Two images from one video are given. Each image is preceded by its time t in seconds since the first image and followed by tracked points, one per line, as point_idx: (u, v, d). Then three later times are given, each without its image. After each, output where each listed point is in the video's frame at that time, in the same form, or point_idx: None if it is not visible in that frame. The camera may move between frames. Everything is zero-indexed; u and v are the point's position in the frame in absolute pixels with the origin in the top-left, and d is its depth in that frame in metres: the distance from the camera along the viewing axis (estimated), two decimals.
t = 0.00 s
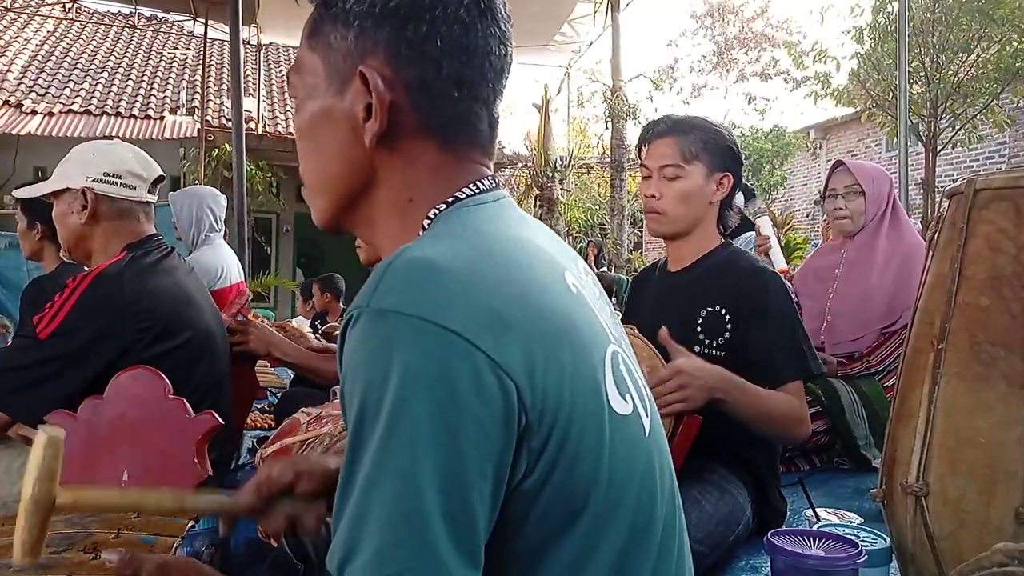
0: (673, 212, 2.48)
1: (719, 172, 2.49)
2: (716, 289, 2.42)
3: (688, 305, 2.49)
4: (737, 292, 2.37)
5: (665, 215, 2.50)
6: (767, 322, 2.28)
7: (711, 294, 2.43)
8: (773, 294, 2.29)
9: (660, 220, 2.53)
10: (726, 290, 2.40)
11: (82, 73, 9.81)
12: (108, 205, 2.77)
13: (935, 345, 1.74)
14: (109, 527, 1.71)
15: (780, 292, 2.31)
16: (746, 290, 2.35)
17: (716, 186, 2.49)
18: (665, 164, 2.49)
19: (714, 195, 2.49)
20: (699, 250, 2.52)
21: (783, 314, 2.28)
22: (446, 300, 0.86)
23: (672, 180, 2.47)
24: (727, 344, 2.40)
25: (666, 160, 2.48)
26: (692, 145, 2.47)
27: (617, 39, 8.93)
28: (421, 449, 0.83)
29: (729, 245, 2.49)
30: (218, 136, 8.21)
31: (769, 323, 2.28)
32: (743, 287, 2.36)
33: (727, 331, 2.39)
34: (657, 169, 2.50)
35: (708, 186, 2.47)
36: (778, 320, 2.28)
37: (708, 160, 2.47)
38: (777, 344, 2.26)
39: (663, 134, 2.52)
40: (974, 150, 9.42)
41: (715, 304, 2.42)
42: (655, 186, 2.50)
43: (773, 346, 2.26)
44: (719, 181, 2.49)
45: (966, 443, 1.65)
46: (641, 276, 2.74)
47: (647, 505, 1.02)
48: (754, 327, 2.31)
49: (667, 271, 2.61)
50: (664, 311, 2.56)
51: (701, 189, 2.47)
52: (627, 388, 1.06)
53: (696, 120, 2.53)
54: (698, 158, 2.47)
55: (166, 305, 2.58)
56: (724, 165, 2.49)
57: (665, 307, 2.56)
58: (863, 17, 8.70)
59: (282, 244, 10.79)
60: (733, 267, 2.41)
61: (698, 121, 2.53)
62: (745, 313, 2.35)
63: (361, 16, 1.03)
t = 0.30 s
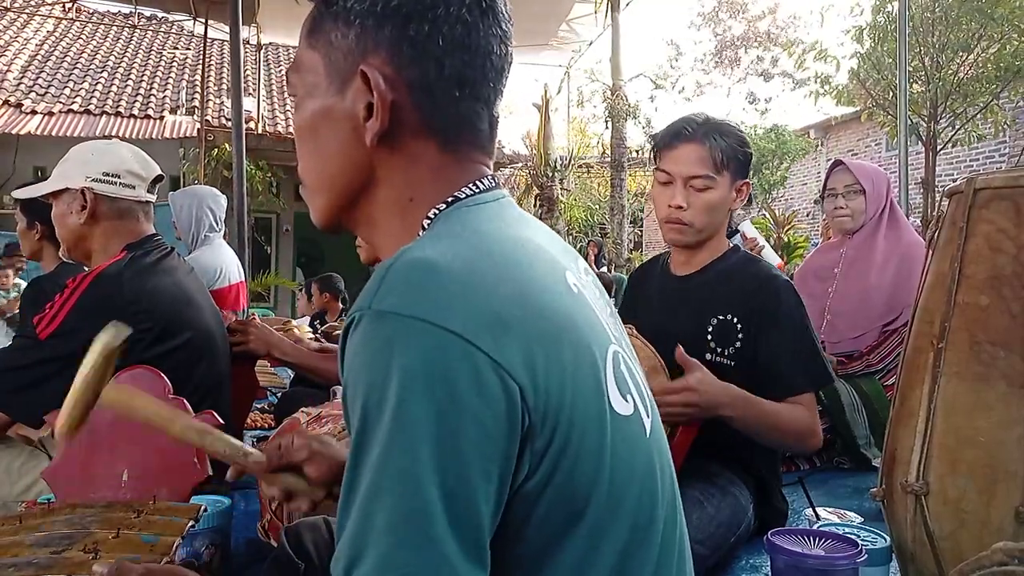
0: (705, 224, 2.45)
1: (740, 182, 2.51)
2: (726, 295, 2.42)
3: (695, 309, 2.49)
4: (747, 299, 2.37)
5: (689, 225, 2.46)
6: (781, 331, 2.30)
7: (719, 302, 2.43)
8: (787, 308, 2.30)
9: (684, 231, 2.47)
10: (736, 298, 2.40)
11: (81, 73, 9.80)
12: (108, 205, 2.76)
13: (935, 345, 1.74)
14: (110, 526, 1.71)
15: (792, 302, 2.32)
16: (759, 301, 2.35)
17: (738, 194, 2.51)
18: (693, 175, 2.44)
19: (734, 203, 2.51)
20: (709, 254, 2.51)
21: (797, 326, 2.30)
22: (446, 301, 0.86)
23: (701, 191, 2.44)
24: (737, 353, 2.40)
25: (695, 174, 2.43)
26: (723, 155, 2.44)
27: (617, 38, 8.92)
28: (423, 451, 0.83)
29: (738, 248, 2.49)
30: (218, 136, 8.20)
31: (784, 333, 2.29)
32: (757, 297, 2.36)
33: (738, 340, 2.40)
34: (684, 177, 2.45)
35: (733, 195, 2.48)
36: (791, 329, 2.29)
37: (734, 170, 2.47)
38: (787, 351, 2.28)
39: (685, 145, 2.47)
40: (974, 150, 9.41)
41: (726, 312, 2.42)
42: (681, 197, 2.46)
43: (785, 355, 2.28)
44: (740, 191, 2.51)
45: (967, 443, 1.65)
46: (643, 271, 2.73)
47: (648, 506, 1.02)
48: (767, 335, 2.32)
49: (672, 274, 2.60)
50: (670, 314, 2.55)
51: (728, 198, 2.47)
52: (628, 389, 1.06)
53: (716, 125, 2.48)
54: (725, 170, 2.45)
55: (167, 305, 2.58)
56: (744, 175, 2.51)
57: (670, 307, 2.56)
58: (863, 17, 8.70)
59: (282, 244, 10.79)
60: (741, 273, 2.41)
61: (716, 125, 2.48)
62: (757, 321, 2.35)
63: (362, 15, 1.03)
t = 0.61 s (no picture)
0: (687, 229, 2.47)
1: (728, 185, 2.47)
2: (721, 299, 2.42)
3: (691, 312, 2.49)
4: (742, 304, 2.36)
5: (672, 229, 2.49)
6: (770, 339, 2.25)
7: (715, 307, 2.43)
8: (778, 314, 2.27)
9: (667, 236, 2.51)
10: (731, 303, 2.39)
11: (82, 73, 9.81)
12: (104, 206, 2.77)
13: (935, 345, 1.74)
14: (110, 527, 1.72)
15: (784, 308, 2.29)
16: (751, 304, 2.34)
17: (725, 198, 2.47)
18: (672, 181, 2.46)
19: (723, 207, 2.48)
20: (706, 259, 2.52)
21: (781, 332, 2.25)
22: (455, 303, 0.86)
23: (677, 198, 2.46)
24: (734, 359, 2.39)
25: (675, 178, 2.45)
26: (699, 160, 2.44)
27: (617, 39, 8.92)
28: (432, 452, 0.83)
29: (737, 252, 2.49)
30: (218, 136, 8.20)
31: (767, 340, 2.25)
32: (749, 301, 2.35)
33: (733, 345, 2.38)
34: (663, 184, 2.48)
35: (717, 200, 2.46)
36: (778, 335, 2.25)
37: (717, 173, 2.45)
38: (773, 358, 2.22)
39: (663, 150, 2.49)
40: (974, 150, 9.42)
41: (720, 318, 2.41)
42: (659, 203, 2.50)
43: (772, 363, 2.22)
44: (728, 193, 2.48)
45: (967, 444, 1.65)
46: (641, 276, 2.76)
47: (653, 509, 1.02)
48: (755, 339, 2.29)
49: (671, 278, 2.61)
50: (668, 318, 2.57)
51: (711, 203, 2.46)
52: (632, 390, 1.06)
53: (695, 127, 2.48)
54: (706, 173, 2.44)
55: (165, 303, 2.58)
56: (733, 177, 2.48)
57: (666, 313, 2.58)
58: (864, 17, 8.71)
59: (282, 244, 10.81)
60: (739, 277, 2.41)
61: (698, 129, 2.47)
62: (749, 325, 2.33)
63: (363, 15, 1.03)
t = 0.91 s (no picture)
0: (648, 222, 2.52)
1: (679, 172, 2.47)
2: (710, 291, 2.43)
3: (684, 309, 2.51)
4: (728, 294, 2.38)
5: (640, 225, 2.55)
6: (756, 327, 2.26)
7: (704, 299, 2.44)
8: (764, 300, 2.28)
9: (665, 234, 2.52)
10: (719, 293, 2.41)
11: (82, 73, 9.81)
12: (96, 207, 2.76)
13: (935, 345, 1.74)
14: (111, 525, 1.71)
15: (770, 294, 2.29)
16: (740, 293, 2.34)
17: (680, 187, 2.47)
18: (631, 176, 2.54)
19: (680, 197, 2.48)
20: (692, 255, 2.55)
21: (767, 320, 2.25)
22: (447, 305, 0.86)
23: (636, 191, 2.52)
24: (725, 347, 2.40)
25: (631, 174, 2.53)
26: (645, 155, 2.49)
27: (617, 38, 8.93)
28: (423, 454, 0.83)
29: (725, 249, 2.50)
30: (218, 136, 8.21)
31: (753, 327, 2.26)
32: (737, 290, 2.35)
33: (723, 332, 2.39)
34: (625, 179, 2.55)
35: (671, 190, 2.47)
36: (763, 321, 2.26)
37: (665, 164, 2.47)
38: (761, 346, 2.23)
39: (622, 153, 2.56)
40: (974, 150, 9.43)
41: (710, 307, 2.42)
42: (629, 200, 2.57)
43: (760, 350, 2.23)
44: (681, 182, 2.47)
45: (966, 443, 1.65)
46: (640, 281, 2.77)
47: (648, 510, 1.02)
48: (740, 326, 2.30)
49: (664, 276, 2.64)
50: (662, 313, 2.59)
51: (666, 193, 2.48)
52: (628, 391, 1.06)
53: (651, 128, 2.54)
54: (652, 166, 2.48)
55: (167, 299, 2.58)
56: (683, 164, 2.47)
57: (662, 313, 2.59)
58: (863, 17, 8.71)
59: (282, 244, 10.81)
60: (727, 271, 2.42)
61: (652, 128, 2.53)
62: (736, 314, 2.34)
63: (361, 14, 1.03)
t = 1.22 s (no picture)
0: (642, 220, 2.53)
1: (672, 172, 2.49)
2: (705, 290, 2.43)
3: (678, 309, 2.50)
4: (722, 292, 2.38)
5: (635, 222, 2.56)
6: (752, 325, 2.26)
7: (699, 298, 2.44)
8: (757, 298, 2.28)
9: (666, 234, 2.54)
10: (714, 292, 2.41)
11: (82, 73, 9.81)
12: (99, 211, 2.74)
13: (936, 345, 1.74)
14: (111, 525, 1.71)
15: (765, 292, 2.30)
16: (734, 292, 2.35)
17: (673, 186, 2.49)
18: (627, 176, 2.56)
19: (673, 195, 2.49)
20: (686, 255, 2.55)
21: (762, 318, 2.25)
22: (447, 302, 0.86)
23: (631, 191, 2.54)
24: (722, 346, 2.40)
25: (627, 175, 2.56)
26: (640, 157, 2.53)
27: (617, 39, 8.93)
28: (422, 451, 0.83)
29: (719, 249, 2.50)
30: (219, 136, 8.21)
31: (749, 323, 2.26)
32: (731, 289, 2.36)
33: (719, 330, 2.39)
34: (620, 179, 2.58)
35: (663, 189, 2.49)
36: (759, 318, 2.26)
37: (659, 164, 2.50)
38: (756, 342, 2.24)
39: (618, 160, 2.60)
40: (974, 150, 9.44)
41: (705, 306, 2.42)
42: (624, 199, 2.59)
43: (755, 347, 2.23)
44: (673, 180, 2.49)
45: (966, 444, 1.65)
46: (638, 282, 2.76)
47: (648, 510, 1.02)
48: (736, 325, 2.30)
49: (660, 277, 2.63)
50: (657, 314, 2.57)
51: (659, 192, 2.49)
52: (629, 390, 1.06)
53: (646, 134, 2.58)
54: (646, 166, 2.51)
55: (173, 297, 2.56)
56: (677, 164, 2.50)
57: (657, 314, 2.58)
58: (863, 17, 8.71)
59: (282, 244, 10.82)
60: (723, 270, 2.42)
61: (648, 135, 2.58)
62: (731, 312, 2.34)
63: (367, 13, 1.03)
